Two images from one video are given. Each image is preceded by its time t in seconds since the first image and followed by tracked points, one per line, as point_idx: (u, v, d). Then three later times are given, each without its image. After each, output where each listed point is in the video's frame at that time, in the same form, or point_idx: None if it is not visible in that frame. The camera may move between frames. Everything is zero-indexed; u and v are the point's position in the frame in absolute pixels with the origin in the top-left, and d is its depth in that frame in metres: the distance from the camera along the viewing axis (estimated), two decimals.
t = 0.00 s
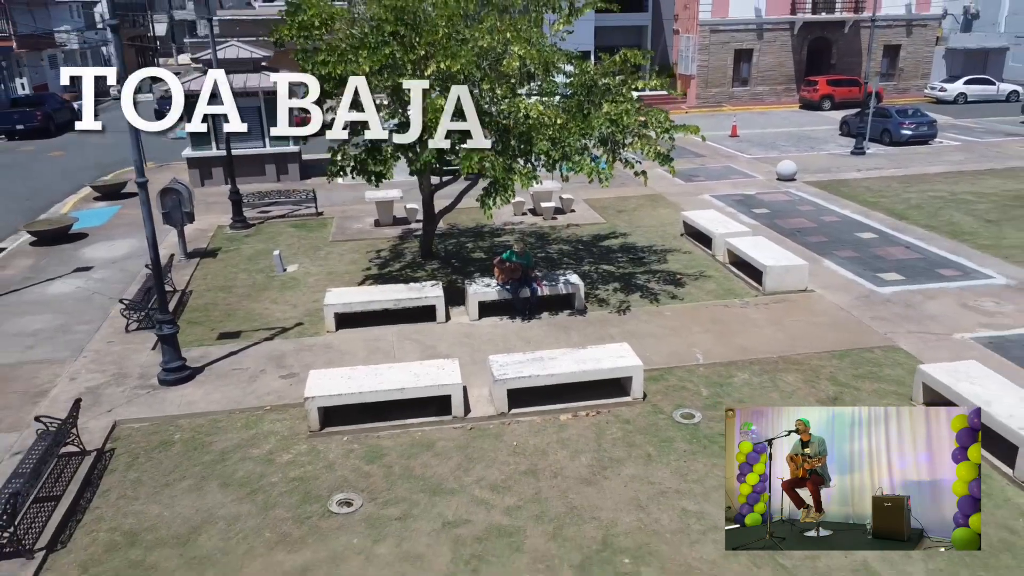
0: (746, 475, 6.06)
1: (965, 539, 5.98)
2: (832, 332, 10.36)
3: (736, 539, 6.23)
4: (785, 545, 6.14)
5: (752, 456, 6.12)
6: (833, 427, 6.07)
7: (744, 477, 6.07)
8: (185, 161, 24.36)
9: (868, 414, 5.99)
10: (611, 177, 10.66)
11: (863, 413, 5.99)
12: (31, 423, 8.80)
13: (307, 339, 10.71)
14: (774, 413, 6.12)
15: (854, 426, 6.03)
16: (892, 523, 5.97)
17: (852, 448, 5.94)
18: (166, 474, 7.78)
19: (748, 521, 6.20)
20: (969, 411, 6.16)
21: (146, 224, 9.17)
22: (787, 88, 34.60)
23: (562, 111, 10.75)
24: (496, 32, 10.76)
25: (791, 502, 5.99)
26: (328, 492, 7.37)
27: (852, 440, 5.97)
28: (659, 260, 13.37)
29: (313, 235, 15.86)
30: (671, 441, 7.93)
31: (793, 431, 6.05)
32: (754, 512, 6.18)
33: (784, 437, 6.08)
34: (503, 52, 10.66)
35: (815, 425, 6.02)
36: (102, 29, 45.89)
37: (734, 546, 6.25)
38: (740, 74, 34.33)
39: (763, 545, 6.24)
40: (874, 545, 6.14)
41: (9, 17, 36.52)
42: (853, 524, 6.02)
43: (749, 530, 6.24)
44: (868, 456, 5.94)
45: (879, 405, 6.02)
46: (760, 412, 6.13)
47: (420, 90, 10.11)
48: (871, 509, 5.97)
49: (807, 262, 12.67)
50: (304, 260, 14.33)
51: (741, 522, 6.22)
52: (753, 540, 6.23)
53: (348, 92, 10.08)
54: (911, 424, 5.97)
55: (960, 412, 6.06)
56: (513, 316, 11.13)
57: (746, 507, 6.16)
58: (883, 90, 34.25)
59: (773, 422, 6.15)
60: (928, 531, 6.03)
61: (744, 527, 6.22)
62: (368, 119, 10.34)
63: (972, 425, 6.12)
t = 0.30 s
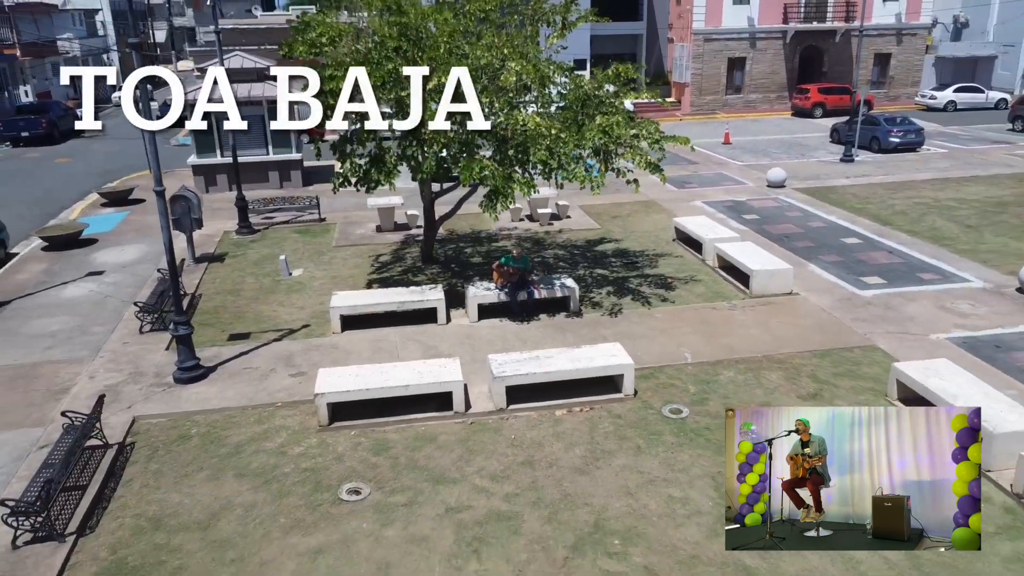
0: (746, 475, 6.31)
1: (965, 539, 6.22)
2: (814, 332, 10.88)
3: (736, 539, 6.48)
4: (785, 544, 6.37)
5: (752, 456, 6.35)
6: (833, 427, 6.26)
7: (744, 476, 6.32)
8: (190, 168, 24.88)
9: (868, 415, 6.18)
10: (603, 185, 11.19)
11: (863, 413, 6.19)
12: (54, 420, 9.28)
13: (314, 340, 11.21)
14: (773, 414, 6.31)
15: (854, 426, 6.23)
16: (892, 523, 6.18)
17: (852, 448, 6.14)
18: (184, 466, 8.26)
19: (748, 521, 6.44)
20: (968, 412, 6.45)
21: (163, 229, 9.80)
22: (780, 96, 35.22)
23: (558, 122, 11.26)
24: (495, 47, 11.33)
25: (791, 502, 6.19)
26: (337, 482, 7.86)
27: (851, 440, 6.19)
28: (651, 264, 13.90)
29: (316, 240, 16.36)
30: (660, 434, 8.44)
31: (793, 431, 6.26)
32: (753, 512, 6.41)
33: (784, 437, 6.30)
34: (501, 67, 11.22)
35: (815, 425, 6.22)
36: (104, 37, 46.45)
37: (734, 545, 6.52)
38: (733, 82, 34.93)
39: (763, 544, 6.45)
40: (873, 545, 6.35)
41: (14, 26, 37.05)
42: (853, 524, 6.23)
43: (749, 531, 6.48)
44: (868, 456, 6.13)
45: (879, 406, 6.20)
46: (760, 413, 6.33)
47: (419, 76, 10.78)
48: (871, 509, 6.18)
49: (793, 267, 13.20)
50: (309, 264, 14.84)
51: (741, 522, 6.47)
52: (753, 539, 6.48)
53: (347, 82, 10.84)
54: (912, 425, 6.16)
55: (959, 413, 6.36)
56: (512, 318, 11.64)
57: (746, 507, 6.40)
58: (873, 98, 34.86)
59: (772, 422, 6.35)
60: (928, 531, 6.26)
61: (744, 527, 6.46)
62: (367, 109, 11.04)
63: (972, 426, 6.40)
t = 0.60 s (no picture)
0: (747, 475, 6.55)
1: (965, 539, 6.46)
2: (796, 332, 11.45)
3: (735, 539, 6.77)
4: (785, 544, 6.65)
5: (752, 456, 6.61)
6: (833, 427, 6.58)
7: (744, 476, 6.57)
8: (194, 175, 25.42)
9: (868, 416, 6.51)
10: (595, 192, 11.75)
11: (863, 414, 6.52)
12: (75, 415, 9.78)
13: (321, 341, 11.73)
14: (774, 415, 6.60)
15: (855, 426, 6.53)
16: (892, 523, 6.46)
17: (853, 448, 6.44)
18: (200, 458, 8.78)
19: (748, 521, 6.72)
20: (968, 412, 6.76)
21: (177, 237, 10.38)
22: (772, 103, 35.84)
23: (552, 133, 11.80)
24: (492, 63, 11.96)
25: (791, 501, 6.47)
26: (345, 472, 8.38)
27: (851, 440, 6.47)
28: (642, 268, 14.45)
29: (320, 245, 16.88)
30: (648, 427, 8.97)
31: (793, 430, 6.57)
32: (754, 512, 6.69)
33: (784, 437, 6.59)
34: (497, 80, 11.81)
35: (815, 425, 6.55)
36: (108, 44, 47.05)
37: (736, 545, 6.80)
38: (727, 89, 35.54)
39: (763, 544, 6.76)
40: (873, 545, 6.63)
41: (19, 34, 37.62)
42: (853, 524, 6.50)
43: (749, 531, 6.77)
44: (868, 456, 6.43)
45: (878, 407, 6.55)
46: (761, 414, 6.60)
47: (419, 76, 11.45)
48: (871, 509, 6.46)
49: (779, 271, 13.76)
50: (313, 269, 15.37)
51: (741, 522, 6.75)
52: (753, 539, 6.77)
53: (347, 81, 11.51)
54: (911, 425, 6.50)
55: (959, 413, 6.68)
56: (508, 320, 12.18)
57: (746, 506, 6.67)
58: (863, 105, 35.49)
59: (772, 422, 6.64)
60: (928, 531, 6.53)
61: (744, 527, 6.75)
62: (367, 110, 11.70)
63: (971, 427, 6.72)
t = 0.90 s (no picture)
0: (746, 475, 5.15)
1: (964, 538, 6.00)
2: (781, 332, 12.01)
3: (735, 540, 5.62)
4: (785, 544, 5.60)
5: (751, 456, 5.10)
6: (832, 427, 5.26)
7: (744, 478, 5.18)
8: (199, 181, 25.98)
9: (870, 415, 5.31)
10: (589, 199, 12.32)
11: (864, 413, 5.28)
12: (96, 411, 10.32)
13: (328, 341, 12.27)
14: (775, 412, 5.02)
15: (855, 424, 5.30)
16: (890, 523, 5.69)
17: (854, 448, 5.23)
18: (216, 450, 9.33)
19: (746, 521, 5.49)
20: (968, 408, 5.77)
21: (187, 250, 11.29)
22: (766, 110, 36.48)
23: (548, 142, 12.38)
24: (490, 75, 12.55)
25: (791, 502, 5.24)
26: (353, 463, 8.92)
27: (850, 439, 5.25)
28: (636, 272, 15.02)
29: (324, 250, 17.44)
30: (638, 421, 9.53)
31: (793, 430, 5.09)
32: (753, 512, 5.46)
33: (784, 436, 5.09)
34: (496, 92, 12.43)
35: (815, 425, 5.14)
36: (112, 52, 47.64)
37: (743, 534, 5.65)
38: (721, 96, 36.16)
39: (761, 543, 5.64)
40: (871, 544, 5.83)
41: (26, 43, 38.21)
42: (852, 523, 5.45)
43: (748, 530, 5.61)
44: (870, 456, 5.29)
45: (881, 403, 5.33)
46: (762, 411, 5.00)
47: (419, 76, 11.99)
48: (870, 509, 5.52)
49: (766, 274, 14.33)
50: (318, 273, 15.92)
51: (739, 522, 5.51)
52: (752, 539, 5.62)
53: (347, 81, 11.85)
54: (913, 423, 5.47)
55: (960, 412, 5.62)
56: (506, 321, 12.78)
57: (745, 506, 5.42)
58: (855, 112, 36.13)
59: (772, 419, 5.08)
60: (928, 530, 5.84)
61: (744, 528, 5.55)
62: (367, 109, 11.99)
63: (972, 424, 5.73)
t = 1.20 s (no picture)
0: (746, 475, 4.84)
1: (964, 539, 5.50)
2: (768, 332, 12.60)
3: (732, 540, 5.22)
4: (785, 545, 5.19)
5: (751, 456, 4.77)
6: (833, 427, 4.82)
7: (744, 476, 4.86)
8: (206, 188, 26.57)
9: (871, 413, 4.80)
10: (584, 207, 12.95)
11: (864, 411, 4.77)
12: (119, 407, 10.90)
13: (337, 341, 12.86)
14: (774, 410, 4.67)
15: (856, 424, 4.80)
16: (889, 523, 5.21)
17: (854, 448, 4.76)
18: (234, 442, 9.91)
19: (746, 522, 5.12)
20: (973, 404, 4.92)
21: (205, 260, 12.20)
22: (762, 117, 37.13)
23: (544, 152, 12.99)
24: (491, 88, 13.14)
25: (790, 502, 4.90)
26: (362, 454, 9.49)
27: (850, 438, 4.78)
28: (631, 275, 15.60)
29: (331, 255, 18.03)
30: (631, 415, 10.11)
31: (793, 430, 4.72)
32: (753, 512, 5.08)
33: (784, 436, 4.75)
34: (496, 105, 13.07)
35: (815, 425, 4.73)
36: (117, 60, 48.25)
37: (741, 534, 5.22)
38: (718, 104, 36.80)
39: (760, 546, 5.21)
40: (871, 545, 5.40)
41: (34, 52, 38.80)
42: (852, 522, 5.00)
43: (747, 529, 5.20)
44: (868, 456, 4.82)
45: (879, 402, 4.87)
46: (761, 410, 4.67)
47: (419, 76, 12.76)
48: (870, 510, 5.06)
49: (756, 277, 14.92)
50: (326, 276, 16.50)
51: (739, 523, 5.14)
52: (752, 540, 5.19)
53: (347, 81, 12.78)
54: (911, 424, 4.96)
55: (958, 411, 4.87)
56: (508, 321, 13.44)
57: (745, 506, 5.05)
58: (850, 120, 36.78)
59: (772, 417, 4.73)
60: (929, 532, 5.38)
61: (744, 527, 5.17)
62: (368, 110, 12.89)
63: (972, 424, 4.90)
